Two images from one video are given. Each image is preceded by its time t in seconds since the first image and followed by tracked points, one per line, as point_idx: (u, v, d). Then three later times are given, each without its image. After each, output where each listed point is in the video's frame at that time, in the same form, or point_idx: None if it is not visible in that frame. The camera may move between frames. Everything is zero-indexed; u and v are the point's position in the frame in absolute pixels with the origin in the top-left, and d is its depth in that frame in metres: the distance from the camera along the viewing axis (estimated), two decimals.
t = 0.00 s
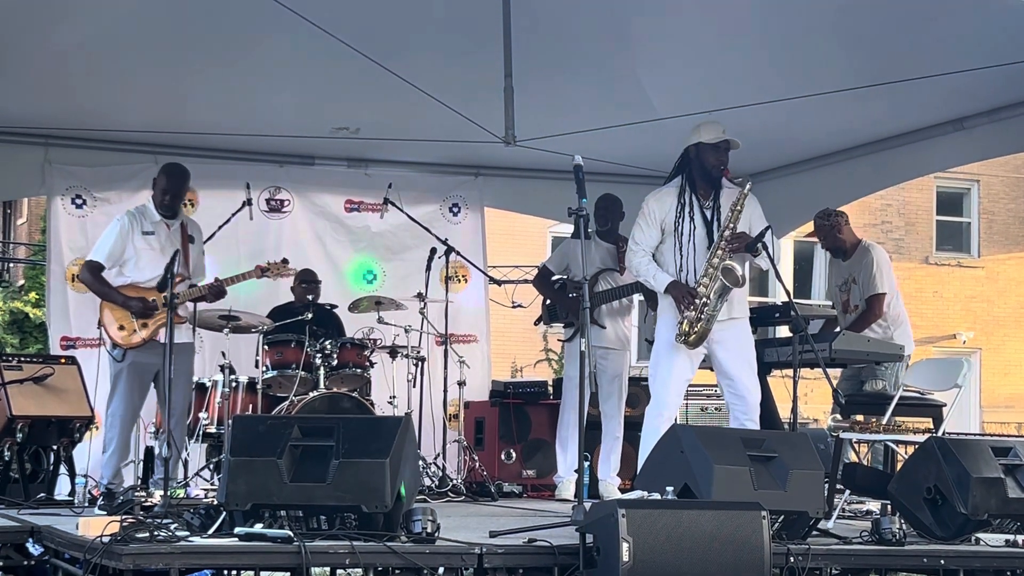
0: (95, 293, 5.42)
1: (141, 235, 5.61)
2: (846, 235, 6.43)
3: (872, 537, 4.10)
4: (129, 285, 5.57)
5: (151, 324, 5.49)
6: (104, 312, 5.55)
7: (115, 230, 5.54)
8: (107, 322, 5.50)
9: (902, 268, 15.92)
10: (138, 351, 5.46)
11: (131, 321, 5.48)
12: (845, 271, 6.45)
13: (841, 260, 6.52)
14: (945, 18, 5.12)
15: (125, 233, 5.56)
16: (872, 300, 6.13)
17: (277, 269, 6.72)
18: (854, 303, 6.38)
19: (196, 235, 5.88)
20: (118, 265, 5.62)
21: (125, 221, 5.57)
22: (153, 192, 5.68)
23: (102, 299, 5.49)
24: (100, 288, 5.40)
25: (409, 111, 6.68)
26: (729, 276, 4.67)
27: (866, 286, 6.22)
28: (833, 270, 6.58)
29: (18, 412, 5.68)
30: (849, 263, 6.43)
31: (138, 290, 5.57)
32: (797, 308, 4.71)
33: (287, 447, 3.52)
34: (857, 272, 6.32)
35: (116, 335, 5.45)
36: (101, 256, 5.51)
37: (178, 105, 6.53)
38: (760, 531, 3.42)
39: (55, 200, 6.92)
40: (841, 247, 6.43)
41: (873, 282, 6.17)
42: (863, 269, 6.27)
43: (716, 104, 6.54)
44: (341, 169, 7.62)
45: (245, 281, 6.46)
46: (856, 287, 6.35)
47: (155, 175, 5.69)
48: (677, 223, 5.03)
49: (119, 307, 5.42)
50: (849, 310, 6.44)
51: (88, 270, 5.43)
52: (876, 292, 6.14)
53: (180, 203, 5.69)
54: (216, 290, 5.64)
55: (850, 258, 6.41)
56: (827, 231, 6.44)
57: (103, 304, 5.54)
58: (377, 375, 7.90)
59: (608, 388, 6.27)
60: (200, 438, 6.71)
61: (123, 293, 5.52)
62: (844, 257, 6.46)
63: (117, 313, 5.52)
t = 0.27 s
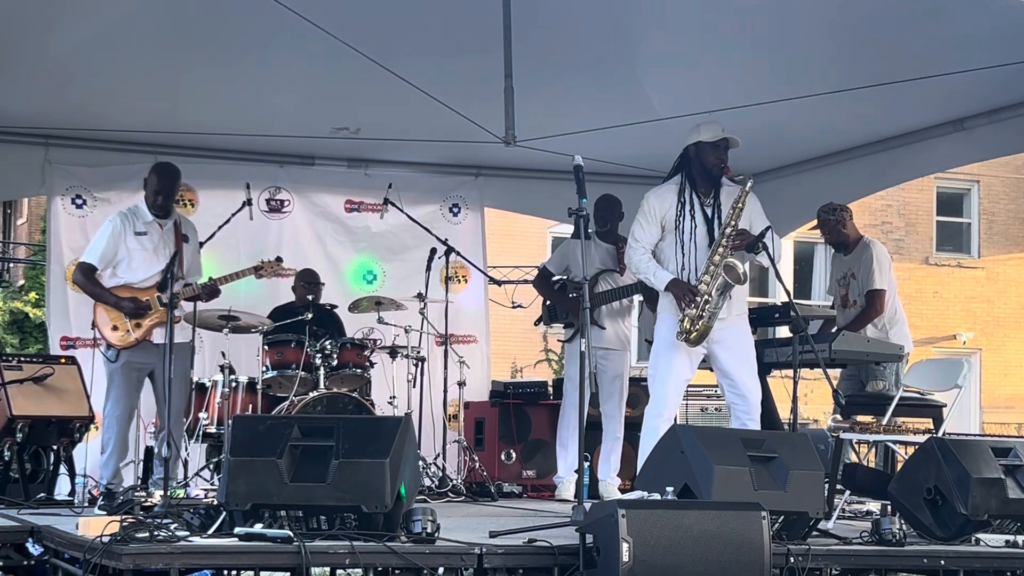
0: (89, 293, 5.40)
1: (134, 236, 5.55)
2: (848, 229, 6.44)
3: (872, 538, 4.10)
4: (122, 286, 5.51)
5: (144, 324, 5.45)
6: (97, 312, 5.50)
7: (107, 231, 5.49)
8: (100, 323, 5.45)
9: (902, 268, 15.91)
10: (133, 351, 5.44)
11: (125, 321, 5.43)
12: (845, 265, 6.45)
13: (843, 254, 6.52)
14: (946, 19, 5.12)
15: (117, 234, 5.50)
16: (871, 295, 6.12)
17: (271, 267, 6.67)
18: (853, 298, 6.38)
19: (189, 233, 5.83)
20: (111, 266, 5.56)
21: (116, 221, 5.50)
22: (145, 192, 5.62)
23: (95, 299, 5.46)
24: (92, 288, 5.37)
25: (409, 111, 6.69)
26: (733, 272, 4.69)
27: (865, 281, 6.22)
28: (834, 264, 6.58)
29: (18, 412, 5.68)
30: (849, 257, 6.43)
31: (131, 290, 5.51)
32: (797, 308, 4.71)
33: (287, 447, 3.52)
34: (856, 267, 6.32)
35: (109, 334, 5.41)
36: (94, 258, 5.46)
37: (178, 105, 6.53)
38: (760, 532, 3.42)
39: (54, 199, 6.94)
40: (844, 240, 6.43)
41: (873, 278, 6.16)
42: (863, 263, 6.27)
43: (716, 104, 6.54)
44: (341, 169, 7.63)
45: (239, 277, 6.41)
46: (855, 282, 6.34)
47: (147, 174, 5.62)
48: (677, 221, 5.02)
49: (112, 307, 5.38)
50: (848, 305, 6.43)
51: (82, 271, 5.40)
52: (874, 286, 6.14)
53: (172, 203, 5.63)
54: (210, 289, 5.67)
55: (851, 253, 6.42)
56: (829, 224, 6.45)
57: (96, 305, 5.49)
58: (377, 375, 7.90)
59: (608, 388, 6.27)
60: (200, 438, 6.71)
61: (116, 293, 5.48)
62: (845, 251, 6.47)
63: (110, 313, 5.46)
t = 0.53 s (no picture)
0: (82, 296, 5.34)
1: (125, 237, 5.44)
2: (847, 236, 6.43)
3: (873, 539, 4.10)
4: (114, 287, 5.41)
5: (136, 325, 5.34)
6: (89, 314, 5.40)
7: (98, 232, 5.40)
8: (92, 324, 5.35)
9: (903, 270, 15.88)
10: (126, 352, 5.35)
11: (117, 323, 5.33)
12: (844, 270, 6.45)
13: (841, 261, 6.53)
14: (947, 20, 5.12)
15: (108, 236, 5.40)
16: (872, 300, 6.12)
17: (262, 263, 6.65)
18: (852, 304, 6.38)
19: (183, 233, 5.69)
20: (104, 268, 5.48)
21: (107, 224, 5.41)
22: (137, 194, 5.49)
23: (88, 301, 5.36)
24: (83, 290, 5.31)
25: (410, 112, 6.68)
26: (734, 274, 4.72)
27: (865, 285, 6.22)
28: (833, 271, 6.59)
29: (18, 412, 5.69)
30: (847, 264, 6.44)
31: (122, 292, 5.40)
32: (798, 309, 4.78)
33: (288, 447, 3.52)
34: (855, 273, 6.33)
35: (101, 337, 5.30)
36: (86, 259, 5.38)
37: (179, 106, 6.53)
38: (761, 533, 3.41)
39: (56, 200, 6.95)
40: (843, 247, 6.42)
41: (872, 282, 6.16)
42: (862, 269, 6.27)
43: (717, 105, 6.54)
44: (341, 170, 7.60)
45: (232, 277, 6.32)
46: (855, 288, 6.34)
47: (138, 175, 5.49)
48: (678, 222, 5.01)
49: (104, 309, 5.30)
50: (848, 311, 6.44)
51: (73, 273, 5.33)
52: (874, 292, 6.14)
53: (163, 203, 5.50)
54: (201, 288, 5.43)
55: (849, 259, 6.42)
56: (828, 231, 6.40)
57: (88, 306, 5.39)
58: (377, 376, 7.93)
59: (608, 389, 6.27)
60: (200, 439, 6.67)
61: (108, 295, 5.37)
62: (843, 258, 6.47)
63: (102, 315, 5.34)
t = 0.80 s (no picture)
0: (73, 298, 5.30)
1: (115, 238, 5.43)
2: (851, 232, 6.43)
3: (873, 540, 4.09)
4: (105, 289, 5.40)
5: (127, 326, 5.31)
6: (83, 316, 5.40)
7: (89, 233, 5.40)
8: (84, 326, 5.34)
9: (905, 271, 15.86)
10: (119, 353, 5.32)
11: (109, 325, 5.31)
12: (844, 266, 6.46)
13: (843, 256, 6.52)
14: (948, 21, 5.12)
15: (98, 238, 5.40)
16: (872, 296, 6.12)
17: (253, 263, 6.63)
18: (853, 299, 6.38)
19: (176, 232, 5.65)
20: (97, 269, 5.48)
21: (97, 225, 5.40)
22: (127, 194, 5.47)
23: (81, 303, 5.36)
24: (74, 292, 5.27)
25: (411, 113, 6.69)
26: (734, 272, 4.74)
27: (865, 281, 6.22)
28: (833, 267, 6.59)
29: (20, 414, 5.73)
30: (850, 259, 6.43)
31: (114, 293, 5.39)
32: (800, 311, 4.84)
33: (289, 449, 3.52)
34: (856, 268, 6.33)
35: (93, 338, 5.30)
36: (77, 261, 5.38)
37: (180, 107, 6.54)
38: (761, 534, 3.41)
39: (57, 201, 6.94)
40: (846, 243, 6.42)
41: (873, 277, 6.16)
42: (863, 265, 6.27)
43: (718, 106, 6.54)
44: (341, 170, 7.60)
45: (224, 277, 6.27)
46: (855, 283, 6.34)
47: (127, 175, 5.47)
48: (678, 222, 5.01)
49: (96, 311, 5.29)
50: (848, 308, 6.44)
51: (65, 275, 5.31)
52: (874, 288, 6.14)
53: (153, 203, 5.46)
54: (193, 289, 5.37)
55: (852, 254, 6.42)
56: (830, 226, 6.44)
57: (81, 308, 5.38)
58: (378, 377, 7.95)
59: (609, 389, 6.28)
60: (201, 441, 6.57)
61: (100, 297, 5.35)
62: (845, 254, 6.46)
63: (95, 317, 5.34)
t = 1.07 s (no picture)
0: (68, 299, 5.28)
1: (111, 240, 5.43)
2: (848, 237, 6.43)
3: (874, 542, 4.09)
4: (101, 291, 5.38)
5: (124, 327, 5.28)
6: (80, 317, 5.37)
7: (84, 235, 5.39)
8: (81, 327, 5.32)
9: (905, 272, 15.88)
10: (117, 355, 5.30)
11: (106, 326, 5.28)
12: (845, 272, 6.46)
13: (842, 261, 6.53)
14: (948, 22, 5.12)
15: (94, 240, 5.40)
16: (873, 302, 6.12)
17: (250, 264, 6.59)
18: (854, 305, 6.38)
19: (172, 233, 5.66)
20: (92, 272, 5.47)
21: (93, 228, 5.40)
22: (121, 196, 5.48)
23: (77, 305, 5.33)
24: (70, 293, 5.25)
25: (411, 115, 6.69)
26: (734, 275, 4.70)
27: (866, 287, 6.23)
28: (833, 273, 6.60)
29: (20, 415, 5.75)
30: (849, 265, 6.43)
31: (110, 294, 5.36)
32: (799, 312, 4.84)
33: (290, 450, 3.53)
34: (856, 274, 6.34)
35: (90, 339, 5.26)
36: (73, 264, 5.36)
37: (180, 108, 6.54)
38: (761, 536, 3.42)
39: (58, 203, 6.95)
40: (845, 248, 6.43)
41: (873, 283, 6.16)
42: (863, 270, 6.27)
43: (718, 107, 6.54)
44: (343, 172, 7.62)
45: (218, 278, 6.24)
46: (855, 289, 6.35)
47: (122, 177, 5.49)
48: (678, 224, 5.01)
49: (92, 313, 5.26)
50: (848, 312, 6.44)
51: (60, 276, 5.29)
52: (874, 292, 6.14)
53: (148, 204, 5.48)
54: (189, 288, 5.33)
55: (851, 261, 6.42)
56: (829, 232, 6.41)
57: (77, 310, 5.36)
58: (379, 379, 7.97)
59: (610, 391, 6.29)
60: (203, 441, 6.50)
61: (96, 298, 5.34)
62: (845, 260, 6.47)
63: (91, 318, 5.31)
